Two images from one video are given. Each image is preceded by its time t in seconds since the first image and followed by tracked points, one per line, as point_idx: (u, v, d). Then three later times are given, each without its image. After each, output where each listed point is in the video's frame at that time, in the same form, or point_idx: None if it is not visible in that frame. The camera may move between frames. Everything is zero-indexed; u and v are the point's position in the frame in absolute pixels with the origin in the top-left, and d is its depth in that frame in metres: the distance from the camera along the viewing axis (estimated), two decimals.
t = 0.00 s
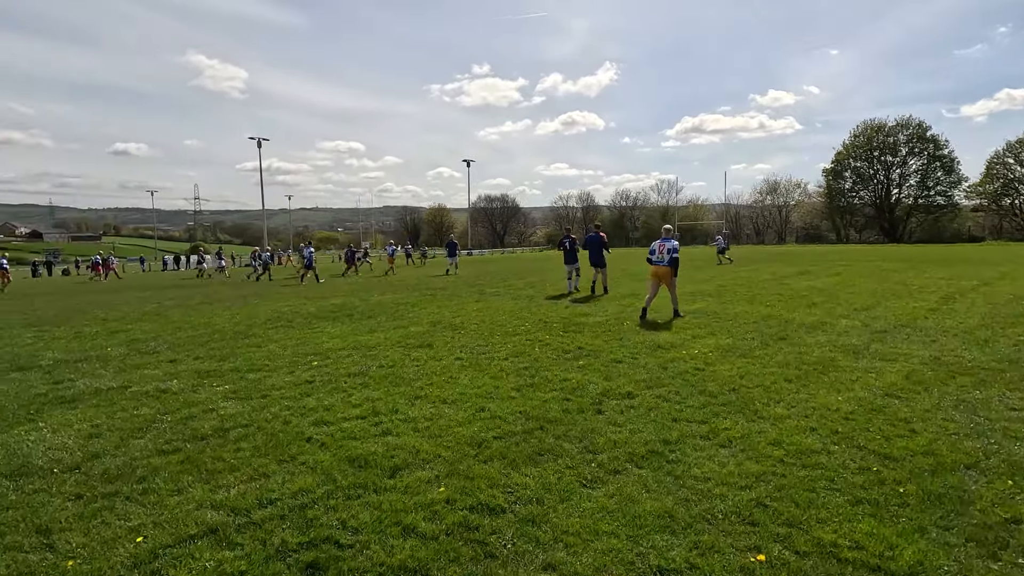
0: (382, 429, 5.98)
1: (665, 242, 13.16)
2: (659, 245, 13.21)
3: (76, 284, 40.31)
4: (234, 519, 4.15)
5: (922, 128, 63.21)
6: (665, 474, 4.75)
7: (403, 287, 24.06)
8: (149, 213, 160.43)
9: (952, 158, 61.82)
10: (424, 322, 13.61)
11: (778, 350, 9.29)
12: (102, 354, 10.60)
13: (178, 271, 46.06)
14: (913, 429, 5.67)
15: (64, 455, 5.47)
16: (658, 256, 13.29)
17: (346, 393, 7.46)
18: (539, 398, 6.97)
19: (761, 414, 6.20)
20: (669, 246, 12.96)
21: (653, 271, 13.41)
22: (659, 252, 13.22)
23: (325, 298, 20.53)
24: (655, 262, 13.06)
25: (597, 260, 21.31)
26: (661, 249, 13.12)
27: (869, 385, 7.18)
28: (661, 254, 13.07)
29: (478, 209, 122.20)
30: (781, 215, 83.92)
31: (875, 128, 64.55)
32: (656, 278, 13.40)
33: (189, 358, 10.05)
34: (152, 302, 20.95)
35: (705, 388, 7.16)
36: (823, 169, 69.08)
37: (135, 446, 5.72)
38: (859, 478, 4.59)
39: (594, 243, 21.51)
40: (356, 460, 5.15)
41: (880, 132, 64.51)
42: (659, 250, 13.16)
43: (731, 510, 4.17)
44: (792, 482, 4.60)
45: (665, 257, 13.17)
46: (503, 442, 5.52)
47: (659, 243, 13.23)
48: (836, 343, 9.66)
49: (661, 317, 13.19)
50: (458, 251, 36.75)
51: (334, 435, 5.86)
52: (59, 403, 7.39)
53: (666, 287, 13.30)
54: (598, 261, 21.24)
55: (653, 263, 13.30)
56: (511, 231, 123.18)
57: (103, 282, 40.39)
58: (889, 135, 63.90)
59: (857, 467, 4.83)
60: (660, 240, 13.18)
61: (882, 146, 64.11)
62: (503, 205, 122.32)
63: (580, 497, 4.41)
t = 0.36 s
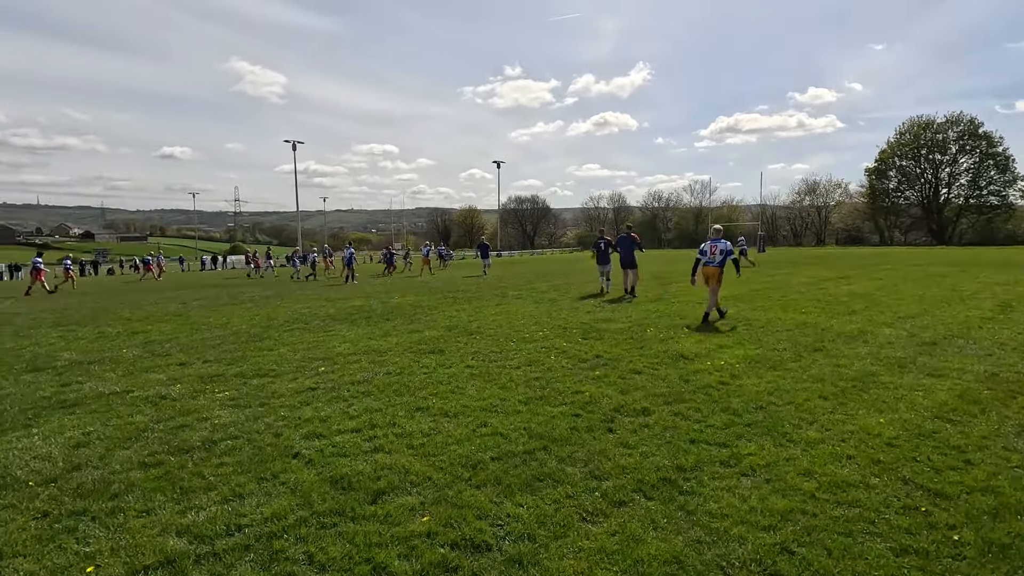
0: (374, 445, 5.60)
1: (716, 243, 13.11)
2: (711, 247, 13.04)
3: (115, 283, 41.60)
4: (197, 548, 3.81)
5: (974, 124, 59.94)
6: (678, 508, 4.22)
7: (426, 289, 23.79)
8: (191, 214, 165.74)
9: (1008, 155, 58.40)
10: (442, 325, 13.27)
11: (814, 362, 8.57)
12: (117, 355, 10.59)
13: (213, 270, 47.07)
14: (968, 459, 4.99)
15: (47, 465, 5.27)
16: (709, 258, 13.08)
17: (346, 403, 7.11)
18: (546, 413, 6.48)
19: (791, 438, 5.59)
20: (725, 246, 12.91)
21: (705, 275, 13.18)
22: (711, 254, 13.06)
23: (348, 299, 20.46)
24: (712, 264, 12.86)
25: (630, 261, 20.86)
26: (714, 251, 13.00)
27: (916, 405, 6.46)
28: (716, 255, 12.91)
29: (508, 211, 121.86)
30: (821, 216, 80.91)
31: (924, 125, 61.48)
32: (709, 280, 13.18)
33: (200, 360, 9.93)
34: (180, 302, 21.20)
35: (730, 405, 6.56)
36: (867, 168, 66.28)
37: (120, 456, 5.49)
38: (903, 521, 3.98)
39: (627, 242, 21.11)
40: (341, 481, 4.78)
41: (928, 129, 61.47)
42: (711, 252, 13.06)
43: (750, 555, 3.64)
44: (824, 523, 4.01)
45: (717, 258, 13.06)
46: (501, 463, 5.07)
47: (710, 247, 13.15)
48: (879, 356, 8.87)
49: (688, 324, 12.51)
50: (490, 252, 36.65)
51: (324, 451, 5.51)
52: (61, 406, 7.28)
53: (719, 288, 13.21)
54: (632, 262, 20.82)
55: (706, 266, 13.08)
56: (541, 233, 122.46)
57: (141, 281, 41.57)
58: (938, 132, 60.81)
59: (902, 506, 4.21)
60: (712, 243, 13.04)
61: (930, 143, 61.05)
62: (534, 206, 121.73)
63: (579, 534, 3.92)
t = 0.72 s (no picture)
0: (342, 453, 5.28)
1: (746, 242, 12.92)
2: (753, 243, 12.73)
3: (142, 281, 42.52)
4: (124, 565, 3.52)
5: (1016, 119, 57.21)
6: (656, 532, 3.80)
7: (437, 289, 23.55)
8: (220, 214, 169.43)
9: None
10: (445, 325, 12.96)
11: (829, 369, 7.98)
12: (115, 353, 10.54)
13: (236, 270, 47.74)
14: (994, 481, 4.44)
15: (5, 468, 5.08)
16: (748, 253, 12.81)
17: (326, 406, 6.83)
18: (530, 421, 6.08)
19: (794, 453, 5.09)
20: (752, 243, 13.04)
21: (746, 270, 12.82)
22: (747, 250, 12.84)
23: (359, 298, 20.32)
24: (752, 261, 12.55)
25: (647, 260, 20.37)
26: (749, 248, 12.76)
27: (938, 419, 5.86)
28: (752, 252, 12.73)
29: (529, 211, 121.32)
30: (852, 216, 78.41)
31: (961, 122, 58.91)
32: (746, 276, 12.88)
33: (195, 359, 9.80)
34: (194, 300, 21.37)
35: (730, 415, 6.07)
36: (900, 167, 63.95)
37: (80, 460, 5.27)
38: (912, 555, 3.50)
39: (644, 242, 20.62)
40: (297, 492, 4.46)
41: (966, 126, 58.94)
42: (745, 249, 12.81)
43: None
44: (820, 555, 3.54)
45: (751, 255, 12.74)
46: (472, 475, 4.70)
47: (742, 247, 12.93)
48: (901, 363, 8.24)
49: (699, 326, 11.95)
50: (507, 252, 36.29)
51: (290, 458, 5.21)
52: (42, 404, 7.16)
53: (748, 280, 13.40)
54: (649, 261, 20.32)
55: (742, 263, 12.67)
56: (563, 233, 121.68)
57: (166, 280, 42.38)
58: (977, 129, 58.23)
59: (913, 537, 3.71)
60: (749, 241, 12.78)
61: (968, 140, 58.49)
62: (556, 206, 120.98)
63: (540, 560, 3.53)
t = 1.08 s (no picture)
0: (299, 469, 4.96)
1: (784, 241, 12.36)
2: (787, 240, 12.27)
3: (161, 278, 43.21)
4: None
5: None
6: (618, 570, 3.42)
7: (445, 287, 23.25)
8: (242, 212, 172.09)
9: None
10: (443, 326, 12.64)
11: (836, 379, 7.44)
12: (106, 353, 10.44)
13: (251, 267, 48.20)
14: (1009, 515, 3.95)
15: None
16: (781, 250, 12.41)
17: (299, 414, 6.53)
18: (507, 434, 5.71)
19: (787, 476, 4.63)
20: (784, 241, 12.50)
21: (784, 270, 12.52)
22: (780, 248, 12.51)
23: (365, 296, 20.15)
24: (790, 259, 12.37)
25: (660, 259, 19.82)
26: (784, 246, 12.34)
27: (953, 439, 5.32)
28: (787, 251, 12.46)
29: (546, 208, 120.56)
30: (877, 213, 76.28)
31: (993, 116, 56.74)
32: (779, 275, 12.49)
33: (182, 361, 9.64)
34: (202, 298, 21.36)
35: (722, 431, 5.63)
36: (928, 163, 61.92)
37: (30, 470, 5.05)
38: None
39: (661, 240, 20.09)
40: (241, 513, 4.16)
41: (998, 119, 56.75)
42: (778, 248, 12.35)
43: None
44: None
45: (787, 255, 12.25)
46: (431, 497, 4.35)
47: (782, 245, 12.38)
48: (917, 373, 7.67)
49: (704, 329, 11.44)
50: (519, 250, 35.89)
51: (245, 472, 4.92)
52: (14, 407, 7.01)
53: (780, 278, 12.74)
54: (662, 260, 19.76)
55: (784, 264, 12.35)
56: (580, 231, 120.77)
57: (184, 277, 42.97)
58: (1009, 123, 55.99)
59: None
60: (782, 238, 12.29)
61: (1000, 135, 56.27)
62: (574, 204, 120.09)
63: None
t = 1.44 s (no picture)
0: (250, 479, 4.65)
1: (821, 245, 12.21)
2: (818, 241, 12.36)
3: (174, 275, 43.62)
4: None
5: None
6: None
7: (449, 286, 22.94)
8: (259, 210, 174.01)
9: None
10: (438, 326, 12.31)
11: (840, 386, 6.95)
12: (92, 351, 10.29)
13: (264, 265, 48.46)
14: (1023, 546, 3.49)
15: None
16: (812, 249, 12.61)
17: (266, 419, 6.23)
18: (478, 443, 5.34)
19: (774, 495, 4.21)
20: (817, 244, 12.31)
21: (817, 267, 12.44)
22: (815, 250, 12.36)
23: (367, 295, 19.93)
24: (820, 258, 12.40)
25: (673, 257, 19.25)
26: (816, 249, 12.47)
27: (963, 455, 4.83)
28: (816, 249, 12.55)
29: (560, 207, 119.81)
30: (899, 212, 74.38)
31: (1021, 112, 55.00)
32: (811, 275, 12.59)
33: (164, 360, 9.42)
34: (205, 296, 21.26)
35: (710, 444, 5.19)
36: (953, 160, 60.23)
37: None
38: None
39: (675, 239, 19.57)
40: (173, 528, 3.86)
41: None
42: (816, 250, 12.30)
43: None
44: None
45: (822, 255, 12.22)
46: (380, 514, 4.00)
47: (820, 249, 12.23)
48: (929, 380, 7.14)
49: (707, 331, 10.95)
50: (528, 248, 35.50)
51: (191, 482, 4.62)
52: None
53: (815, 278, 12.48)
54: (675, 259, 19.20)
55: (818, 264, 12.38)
56: (595, 230, 119.89)
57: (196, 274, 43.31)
58: None
59: None
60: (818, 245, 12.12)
61: None
62: (588, 203, 119.30)
63: None
